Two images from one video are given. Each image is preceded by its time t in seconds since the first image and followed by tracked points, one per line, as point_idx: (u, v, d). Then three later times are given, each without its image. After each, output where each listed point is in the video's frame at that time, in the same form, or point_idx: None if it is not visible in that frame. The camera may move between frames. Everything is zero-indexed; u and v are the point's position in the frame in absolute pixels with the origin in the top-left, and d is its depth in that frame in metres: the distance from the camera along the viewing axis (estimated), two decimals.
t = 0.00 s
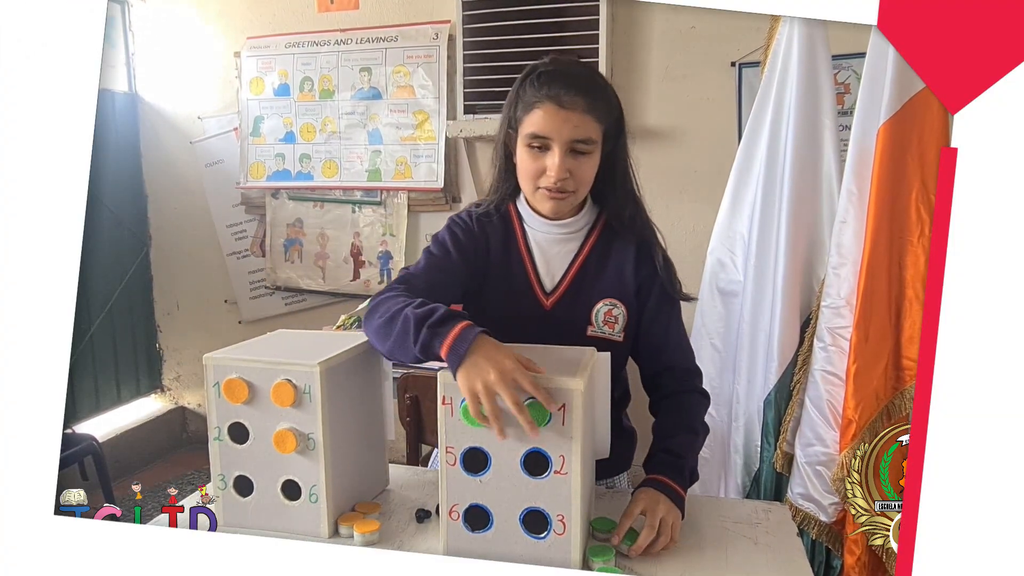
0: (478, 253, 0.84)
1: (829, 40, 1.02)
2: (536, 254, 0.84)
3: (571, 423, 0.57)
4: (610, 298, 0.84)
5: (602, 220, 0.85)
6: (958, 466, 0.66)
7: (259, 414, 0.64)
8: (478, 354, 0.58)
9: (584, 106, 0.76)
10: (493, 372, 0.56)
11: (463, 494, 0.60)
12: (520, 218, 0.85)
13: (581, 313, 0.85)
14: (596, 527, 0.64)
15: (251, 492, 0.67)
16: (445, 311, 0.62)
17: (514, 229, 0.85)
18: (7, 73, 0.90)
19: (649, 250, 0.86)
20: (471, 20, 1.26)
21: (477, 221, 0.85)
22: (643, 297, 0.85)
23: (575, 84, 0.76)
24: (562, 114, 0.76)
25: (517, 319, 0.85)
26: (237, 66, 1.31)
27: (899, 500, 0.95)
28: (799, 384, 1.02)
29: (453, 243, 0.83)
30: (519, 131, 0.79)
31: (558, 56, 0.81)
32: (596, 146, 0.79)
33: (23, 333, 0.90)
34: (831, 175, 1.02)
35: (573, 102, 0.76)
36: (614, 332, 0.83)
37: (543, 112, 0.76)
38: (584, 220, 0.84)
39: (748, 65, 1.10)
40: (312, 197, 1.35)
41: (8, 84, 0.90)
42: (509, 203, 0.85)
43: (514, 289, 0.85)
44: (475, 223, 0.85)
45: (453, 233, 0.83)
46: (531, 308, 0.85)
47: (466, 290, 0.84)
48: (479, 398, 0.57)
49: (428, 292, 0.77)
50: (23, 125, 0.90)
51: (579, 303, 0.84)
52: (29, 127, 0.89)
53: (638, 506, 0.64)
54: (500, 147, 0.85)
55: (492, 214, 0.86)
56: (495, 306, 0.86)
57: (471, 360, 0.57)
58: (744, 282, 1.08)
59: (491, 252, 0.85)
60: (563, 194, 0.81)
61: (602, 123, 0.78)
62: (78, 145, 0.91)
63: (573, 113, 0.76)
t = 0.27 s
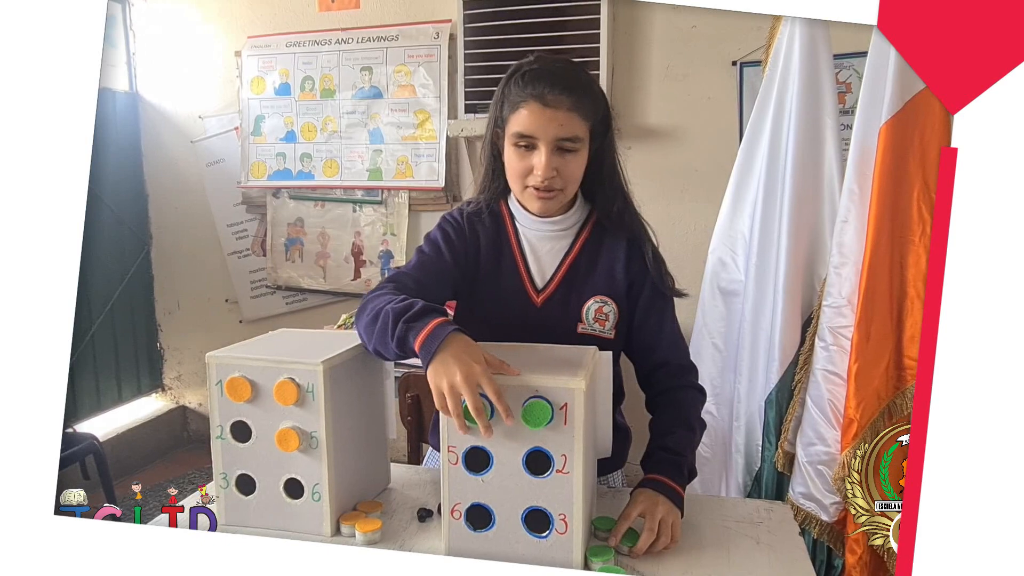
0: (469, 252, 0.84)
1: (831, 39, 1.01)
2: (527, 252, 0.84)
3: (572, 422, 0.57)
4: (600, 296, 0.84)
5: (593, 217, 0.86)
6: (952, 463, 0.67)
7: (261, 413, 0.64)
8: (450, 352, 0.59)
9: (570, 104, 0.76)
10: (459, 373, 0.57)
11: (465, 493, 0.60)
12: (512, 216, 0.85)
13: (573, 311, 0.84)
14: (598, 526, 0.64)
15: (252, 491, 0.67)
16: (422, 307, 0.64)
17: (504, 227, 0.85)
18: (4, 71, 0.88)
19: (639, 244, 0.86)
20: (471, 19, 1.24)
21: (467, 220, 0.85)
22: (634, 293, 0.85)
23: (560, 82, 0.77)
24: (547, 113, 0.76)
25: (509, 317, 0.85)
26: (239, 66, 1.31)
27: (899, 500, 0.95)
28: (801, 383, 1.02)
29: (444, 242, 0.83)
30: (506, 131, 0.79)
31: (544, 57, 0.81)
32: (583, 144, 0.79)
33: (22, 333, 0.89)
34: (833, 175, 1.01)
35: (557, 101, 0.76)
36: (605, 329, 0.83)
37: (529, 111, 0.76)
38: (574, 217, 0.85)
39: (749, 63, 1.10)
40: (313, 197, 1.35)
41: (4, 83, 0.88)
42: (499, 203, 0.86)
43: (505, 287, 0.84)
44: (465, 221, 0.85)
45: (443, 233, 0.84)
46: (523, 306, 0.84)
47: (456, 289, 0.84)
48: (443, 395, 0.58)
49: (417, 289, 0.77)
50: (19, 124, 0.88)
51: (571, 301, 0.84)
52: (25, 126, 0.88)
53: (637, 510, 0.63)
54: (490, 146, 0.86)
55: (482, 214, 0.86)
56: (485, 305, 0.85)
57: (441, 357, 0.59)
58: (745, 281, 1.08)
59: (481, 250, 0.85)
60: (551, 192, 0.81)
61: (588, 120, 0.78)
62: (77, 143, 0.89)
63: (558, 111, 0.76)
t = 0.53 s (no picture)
0: (465, 249, 0.85)
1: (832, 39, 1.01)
2: (522, 249, 0.84)
3: (573, 422, 0.57)
4: (593, 293, 0.84)
5: (588, 216, 0.86)
6: (952, 462, 0.67)
7: (262, 412, 0.64)
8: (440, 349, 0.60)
9: (561, 104, 0.76)
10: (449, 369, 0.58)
11: (466, 492, 0.60)
12: (509, 214, 0.85)
13: (566, 309, 0.84)
14: (598, 525, 0.64)
15: (253, 490, 0.67)
16: (422, 303, 0.64)
17: (501, 226, 0.85)
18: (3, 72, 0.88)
19: (633, 243, 0.85)
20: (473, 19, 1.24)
21: (465, 217, 0.86)
22: (629, 291, 0.84)
23: (550, 82, 0.76)
24: (538, 113, 0.75)
25: (502, 313, 0.85)
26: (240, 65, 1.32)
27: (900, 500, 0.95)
28: (802, 383, 1.01)
29: (441, 239, 0.83)
30: (499, 130, 0.79)
31: (539, 56, 0.81)
32: (576, 143, 0.78)
33: (21, 334, 0.89)
34: (834, 174, 1.01)
35: (549, 101, 0.75)
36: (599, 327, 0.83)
37: (520, 111, 0.76)
38: (569, 216, 0.85)
39: (749, 63, 1.09)
40: (314, 196, 1.37)
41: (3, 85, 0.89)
42: (497, 201, 0.86)
43: (500, 284, 0.85)
44: (463, 218, 0.86)
45: (440, 229, 0.84)
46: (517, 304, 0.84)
47: (452, 286, 0.85)
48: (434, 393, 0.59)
49: (413, 283, 0.77)
50: (18, 126, 0.88)
51: (565, 300, 0.84)
52: (24, 126, 0.88)
53: (635, 510, 0.63)
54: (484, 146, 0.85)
55: (481, 212, 0.86)
56: (480, 302, 0.86)
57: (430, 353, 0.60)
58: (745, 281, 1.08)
59: (477, 248, 0.85)
60: (545, 191, 0.80)
61: (581, 120, 0.78)
62: (77, 143, 0.89)
63: (549, 111, 0.75)
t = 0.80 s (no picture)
0: (476, 248, 0.85)
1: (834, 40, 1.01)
2: (534, 249, 0.84)
3: (573, 422, 0.57)
4: (605, 296, 0.83)
5: (602, 218, 0.85)
6: (951, 463, 0.67)
7: (262, 412, 0.64)
8: (432, 351, 0.61)
9: (570, 106, 0.75)
10: (439, 370, 0.59)
11: (466, 493, 0.60)
12: (522, 214, 0.85)
13: (576, 311, 0.83)
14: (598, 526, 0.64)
15: (254, 491, 0.67)
16: (418, 304, 0.65)
17: (513, 226, 0.85)
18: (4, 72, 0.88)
19: (645, 246, 0.85)
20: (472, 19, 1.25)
21: (479, 216, 0.86)
22: (641, 296, 0.84)
23: (560, 84, 0.76)
24: (548, 115, 0.75)
25: (509, 311, 0.84)
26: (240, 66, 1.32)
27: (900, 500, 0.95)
28: (802, 383, 1.01)
29: (452, 236, 0.84)
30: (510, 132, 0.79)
31: (551, 56, 0.80)
32: (586, 145, 0.78)
33: (21, 334, 0.89)
34: (834, 174, 1.01)
35: (557, 103, 0.75)
36: (610, 330, 0.82)
37: (530, 114, 0.75)
38: (583, 217, 0.84)
39: (749, 63, 1.09)
40: (314, 196, 1.37)
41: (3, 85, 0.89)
42: (510, 201, 0.86)
43: (508, 283, 0.85)
44: (477, 217, 0.86)
45: (454, 227, 0.85)
46: (523, 302, 0.84)
47: (461, 285, 0.85)
48: (429, 394, 0.60)
49: (418, 278, 0.78)
50: (19, 127, 0.88)
51: (574, 302, 0.83)
52: (25, 126, 0.88)
53: (635, 511, 0.63)
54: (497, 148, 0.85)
55: (494, 212, 0.86)
56: (487, 302, 0.85)
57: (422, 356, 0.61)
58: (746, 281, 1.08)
59: (488, 246, 0.85)
60: (556, 193, 0.80)
61: (591, 122, 0.77)
62: (77, 143, 0.89)
63: (559, 113, 0.75)
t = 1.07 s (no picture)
0: (492, 250, 0.85)
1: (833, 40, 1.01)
2: (551, 251, 0.83)
3: (574, 423, 0.57)
4: (621, 300, 0.81)
5: (621, 221, 0.83)
6: (951, 464, 0.67)
7: (262, 413, 0.64)
8: (423, 368, 0.61)
9: (589, 108, 0.74)
10: (433, 389, 0.59)
11: (466, 494, 0.60)
12: (540, 214, 0.84)
13: (592, 315, 0.82)
14: (598, 527, 0.63)
15: (254, 491, 0.67)
16: (407, 320, 0.65)
17: (531, 227, 0.84)
18: (4, 72, 0.88)
19: (666, 251, 0.83)
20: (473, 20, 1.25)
21: (496, 217, 0.86)
22: (660, 302, 0.82)
23: (579, 86, 0.74)
24: (565, 117, 0.73)
25: (522, 313, 0.83)
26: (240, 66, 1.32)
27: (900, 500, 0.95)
28: (802, 384, 1.01)
29: (468, 237, 0.84)
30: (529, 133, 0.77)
31: (573, 55, 0.78)
32: (605, 147, 0.76)
33: (21, 334, 0.89)
34: (834, 174, 1.01)
35: (576, 105, 0.73)
36: (625, 336, 0.80)
37: (548, 114, 0.74)
38: (602, 220, 0.83)
39: (750, 65, 1.10)
40: (315, 197, 1.37)
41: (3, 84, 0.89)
42: (528, 201, 0.85)
43: (523, 285, 0.83)
44: (494, 218, 0.86)
45: (471, 227, 0.85)
46: (537, 304, 0.83)
47: (476, 286, 0.84)
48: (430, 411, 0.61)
49: (429, 279, 0.78)
50: (19, 126, 0.88)
51: (589, 306, 0.82)
52: (25, 126, 0.88)
53: (641, 501, 0.64)
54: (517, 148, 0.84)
55: (512, 213, 0.86)
56: (502, 303, 0.84)
57: (416, 375, 0.61)
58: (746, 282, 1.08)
59: (505, 247, 0.85)
60: (573, 195, 0.78)
61: (610, 124, 0.75)
62: (77, 143, 0.89)
63: (576, 115, 0.73)
